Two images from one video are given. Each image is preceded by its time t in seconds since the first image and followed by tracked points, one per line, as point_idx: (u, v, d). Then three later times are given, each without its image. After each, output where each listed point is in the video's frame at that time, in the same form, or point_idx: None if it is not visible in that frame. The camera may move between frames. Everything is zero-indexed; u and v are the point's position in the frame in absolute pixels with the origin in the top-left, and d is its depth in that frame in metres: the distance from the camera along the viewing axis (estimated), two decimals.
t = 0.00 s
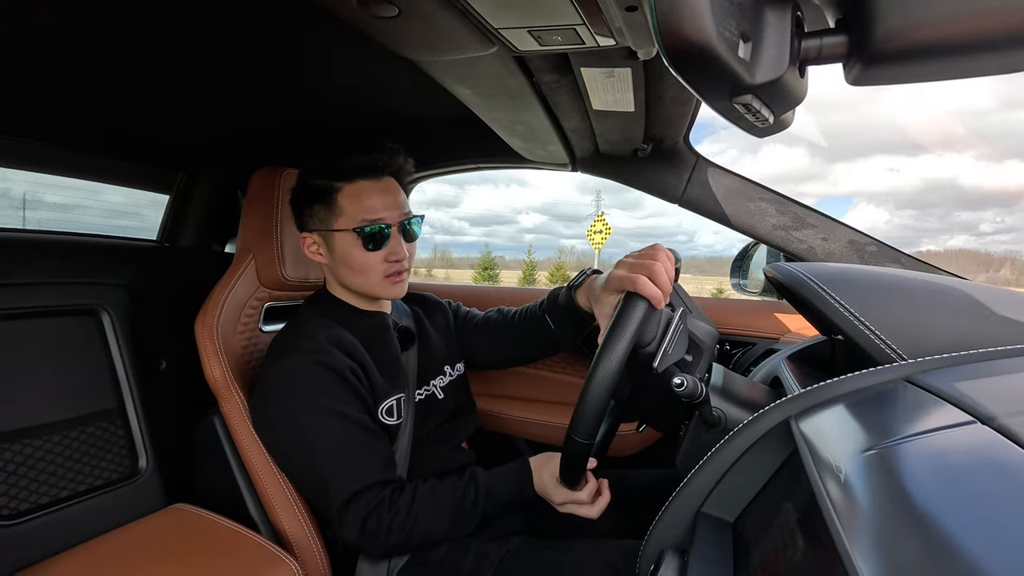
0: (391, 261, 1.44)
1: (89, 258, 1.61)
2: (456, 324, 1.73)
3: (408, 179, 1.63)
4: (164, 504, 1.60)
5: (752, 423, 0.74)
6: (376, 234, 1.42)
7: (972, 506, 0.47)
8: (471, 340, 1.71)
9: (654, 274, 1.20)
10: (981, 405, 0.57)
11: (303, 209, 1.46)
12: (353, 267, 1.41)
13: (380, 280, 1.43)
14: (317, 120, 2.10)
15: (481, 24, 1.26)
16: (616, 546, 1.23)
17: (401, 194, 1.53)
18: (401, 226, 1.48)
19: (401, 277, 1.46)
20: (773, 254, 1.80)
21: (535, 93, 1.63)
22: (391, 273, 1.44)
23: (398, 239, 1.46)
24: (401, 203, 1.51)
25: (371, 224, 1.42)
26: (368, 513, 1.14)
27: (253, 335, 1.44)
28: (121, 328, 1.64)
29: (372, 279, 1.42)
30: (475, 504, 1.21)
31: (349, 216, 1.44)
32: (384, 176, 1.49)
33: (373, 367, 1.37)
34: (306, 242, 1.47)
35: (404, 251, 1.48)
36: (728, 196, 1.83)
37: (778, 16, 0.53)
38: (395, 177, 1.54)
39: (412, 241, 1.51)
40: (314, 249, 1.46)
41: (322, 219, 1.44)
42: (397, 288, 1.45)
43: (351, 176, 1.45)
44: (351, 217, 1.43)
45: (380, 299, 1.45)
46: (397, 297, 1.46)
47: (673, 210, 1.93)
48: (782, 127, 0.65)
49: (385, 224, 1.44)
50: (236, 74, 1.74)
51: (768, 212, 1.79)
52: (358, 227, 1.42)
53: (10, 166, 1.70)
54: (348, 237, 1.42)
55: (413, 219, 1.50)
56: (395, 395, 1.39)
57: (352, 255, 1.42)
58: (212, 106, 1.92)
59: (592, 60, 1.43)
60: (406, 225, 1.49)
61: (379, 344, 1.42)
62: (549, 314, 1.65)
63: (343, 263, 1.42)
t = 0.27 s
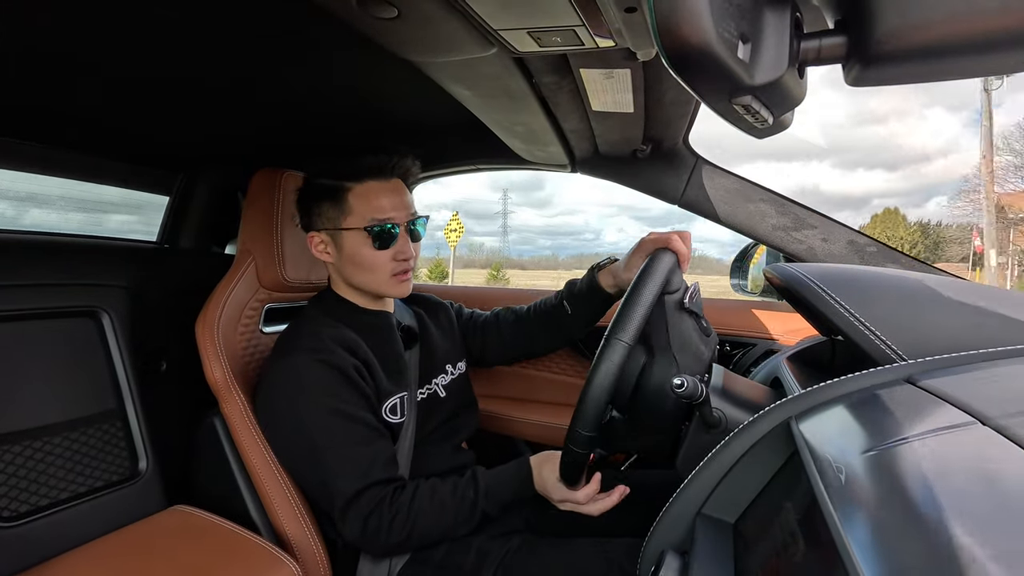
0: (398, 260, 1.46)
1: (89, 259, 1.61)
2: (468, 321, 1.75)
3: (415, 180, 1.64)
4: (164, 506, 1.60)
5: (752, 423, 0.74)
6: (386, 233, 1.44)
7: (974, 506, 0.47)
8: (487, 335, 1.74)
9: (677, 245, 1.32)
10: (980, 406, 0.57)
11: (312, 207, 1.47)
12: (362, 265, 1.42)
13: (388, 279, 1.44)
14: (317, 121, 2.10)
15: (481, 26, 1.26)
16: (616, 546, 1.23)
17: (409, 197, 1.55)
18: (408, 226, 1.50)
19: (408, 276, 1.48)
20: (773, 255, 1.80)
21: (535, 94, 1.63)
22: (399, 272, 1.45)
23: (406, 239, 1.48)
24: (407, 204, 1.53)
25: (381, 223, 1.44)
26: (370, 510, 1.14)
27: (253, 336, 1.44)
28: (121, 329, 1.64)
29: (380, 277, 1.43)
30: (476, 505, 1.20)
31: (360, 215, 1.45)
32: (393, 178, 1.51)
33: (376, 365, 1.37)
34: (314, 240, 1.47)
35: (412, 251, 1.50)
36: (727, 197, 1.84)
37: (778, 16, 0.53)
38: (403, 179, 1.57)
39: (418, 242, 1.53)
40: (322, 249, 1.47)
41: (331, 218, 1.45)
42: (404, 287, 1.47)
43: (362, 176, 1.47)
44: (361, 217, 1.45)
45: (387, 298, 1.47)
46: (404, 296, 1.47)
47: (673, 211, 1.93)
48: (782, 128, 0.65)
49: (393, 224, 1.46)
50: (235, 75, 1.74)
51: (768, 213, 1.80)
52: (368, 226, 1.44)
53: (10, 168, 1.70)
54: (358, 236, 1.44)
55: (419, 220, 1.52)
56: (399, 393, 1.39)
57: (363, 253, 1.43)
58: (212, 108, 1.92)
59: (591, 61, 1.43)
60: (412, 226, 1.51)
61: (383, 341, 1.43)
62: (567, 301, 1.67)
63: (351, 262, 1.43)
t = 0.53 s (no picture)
0: (412, 256, 1.48)
1: (89, 258, 1.61)
2: (479, 346, 1.77)
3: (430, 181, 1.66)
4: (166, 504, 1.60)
5: (752, 422, 0.74)
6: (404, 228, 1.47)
7: (972, 506, 0.47)
8: (499, 358, 1.76)
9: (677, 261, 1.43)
10: (980, 404, 0.57)
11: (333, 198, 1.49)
12: (377, 259, 1.44)
13: (401, 274, 1.46)
14: (318, 120, 2.10)
15: (481, 23, 1.26)
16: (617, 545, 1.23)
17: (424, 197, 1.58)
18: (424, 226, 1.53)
19: (418, 273, 1.50)
20: (773, 253, 1.80)
21: (535, 92, 1.63)
22: (412, 267, 1.48)
23: (421, 236, 1.50)
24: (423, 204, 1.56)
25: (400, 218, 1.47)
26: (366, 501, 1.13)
27: (254, 335, 1.44)
28: (122, 327, 1.64)
29: (394, 272, 1.45)
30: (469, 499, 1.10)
31: (380, 209, 1.48)
32: (412, 176, 1.53)
33: (376, 358, 1.37)
34: (329, 231, 1.49)
35: (425, 249, 1.52)
36: (728, 196, 1.84)
37: (778, 14, 0.53)
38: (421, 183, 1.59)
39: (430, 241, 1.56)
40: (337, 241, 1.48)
41: (351, 210, 1.47)
42: (415, 284, 1.49)
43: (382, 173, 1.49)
44: (382, 211, 1.47)
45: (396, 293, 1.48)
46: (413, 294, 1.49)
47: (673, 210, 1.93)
48: (782, 126, 0.65)
49: (411, 220, 1.48)
50: (236, 74, 1.74)
51: (768, 211, 1.80)
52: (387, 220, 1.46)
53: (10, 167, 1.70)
54: (376, 229, 1.46)
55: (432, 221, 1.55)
56: (400, 389, 1.39)
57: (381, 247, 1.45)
58: (212, 106, 1.92)
59: (591, 59, 1.43)
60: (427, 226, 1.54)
61: (384, 337, 1.43)
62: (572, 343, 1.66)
63: (368, 254, 1.44)
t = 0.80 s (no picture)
0: (414, 252, 1.49)
1: (90, 258, 1.61)
2: (477, 357, 1.77)
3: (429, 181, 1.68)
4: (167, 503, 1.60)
5: (753, 420, 0.73)
6: (408, 225, 1.48)
7: (976, 507, 0.47)
8: (494, 372, 1.75)
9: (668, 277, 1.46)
10: (980, 402, 0.57)
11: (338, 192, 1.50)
12: (381, 253, 1.45)
13: (402, 270, 1.47)
14: (317, 119, 2.10)
15: (480, 23, 1.26)
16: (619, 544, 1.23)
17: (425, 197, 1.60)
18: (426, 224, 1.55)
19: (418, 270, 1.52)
20: (774, 252, 1.81)
21: (534, 92, 1.63)
22: (414, 263, 1.49)
23: (424, 234, 1.52)
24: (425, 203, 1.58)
25: (404, 214, 1.48)
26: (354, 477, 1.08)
27: (254, 335, 1.44)
28: (123, 327, 1.64)
29: (396, 267, 1.46)
30: (462, 471, 1.03)
31: (384, 205, 1.49)
32: (416, 175, 1.56)
33: (369, 348, 1.37)
34: (333, 224, 1.49)
35: (426, 247, 1.54)
36: (727, 196, 1.84)
37: (777, 13, 0.53)
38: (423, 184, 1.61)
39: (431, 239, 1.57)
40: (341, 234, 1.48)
41: (356, 203, 1.48)
42: (414, 280, 1.50)
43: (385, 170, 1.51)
44: (387, 206, 1.49)
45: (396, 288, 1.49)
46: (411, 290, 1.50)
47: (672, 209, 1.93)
48: (781, 125, 0.65)
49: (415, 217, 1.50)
50: (235, 74, 1.74)
51: (768, 210, 1.81)
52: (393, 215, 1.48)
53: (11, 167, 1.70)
54: (381, 224, 1.47)
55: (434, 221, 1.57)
56: (393, 382, 1.39)
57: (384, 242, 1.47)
58: (212, 106, 1.92)
59: (591, 58, 1.43)
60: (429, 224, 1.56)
61: (380, 336, 1.43)
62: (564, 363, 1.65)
63: (373, 248, 1.45)
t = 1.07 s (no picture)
0: (402, 251, 1.49)
1: (90, 257, 1.61)
2: (467, 349, 1.77)
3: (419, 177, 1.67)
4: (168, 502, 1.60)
5: (754, 418, 0.75)
6: (393, 223, 1.48)
7: (976, 507, 0.47)
8: (486, 364, 1.75)
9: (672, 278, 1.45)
10: (980, 400, 0.57)
11: (322, 192, 1.49)
12: (367, 252, 1.45)
13: (390, 268, 1.47)
14: (317, 119, 2.10)
15: (480, 22, 1.26)
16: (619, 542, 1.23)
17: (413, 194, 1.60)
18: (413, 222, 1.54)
19: (406, 269, 1.51)
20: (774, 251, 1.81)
21: (534, 91, 1.63)
22: (402, 262, 1.49)
23: (411, 233, 1.51)
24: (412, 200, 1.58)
25: (391, 212, 1.47)
26: (348, 480, 1.09)
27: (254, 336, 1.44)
28: (123, 326, 1.64)
29: (383, 267, 1.46)
30: (460, 480, 1.03)
31: (370, 204, 1.49)
32: (401, 173, 1.55)
33: (359, 351, 1.37)
34: (317, 224, 1.48)
35: (414, 245, 1.54)
36: (728, 194, 1.84)
37: (777, 12, 0.53)
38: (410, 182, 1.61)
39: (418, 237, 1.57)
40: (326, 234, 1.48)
41: (341, 203, 1.48)
42: (403, 278, 1.50)
43: (371, 168, 1.50)
44: (372, 204, 1.48)
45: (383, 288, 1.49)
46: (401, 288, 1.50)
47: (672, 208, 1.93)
48: (780, 124, 0.65)
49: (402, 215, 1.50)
50: (235, 73, 1.73)
51: (768, 209, 1.81)
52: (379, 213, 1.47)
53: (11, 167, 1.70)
54: (367, 222, 1.46)
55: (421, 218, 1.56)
56: (384, 381, 1.38)
57: (370, 241, 1.46)
58: (212, 105, 1.92)
59: (591, 57, 1.43)
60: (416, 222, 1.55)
61: (368, 335, 1.43)
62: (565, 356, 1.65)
63: (359, 247, 1.45)
